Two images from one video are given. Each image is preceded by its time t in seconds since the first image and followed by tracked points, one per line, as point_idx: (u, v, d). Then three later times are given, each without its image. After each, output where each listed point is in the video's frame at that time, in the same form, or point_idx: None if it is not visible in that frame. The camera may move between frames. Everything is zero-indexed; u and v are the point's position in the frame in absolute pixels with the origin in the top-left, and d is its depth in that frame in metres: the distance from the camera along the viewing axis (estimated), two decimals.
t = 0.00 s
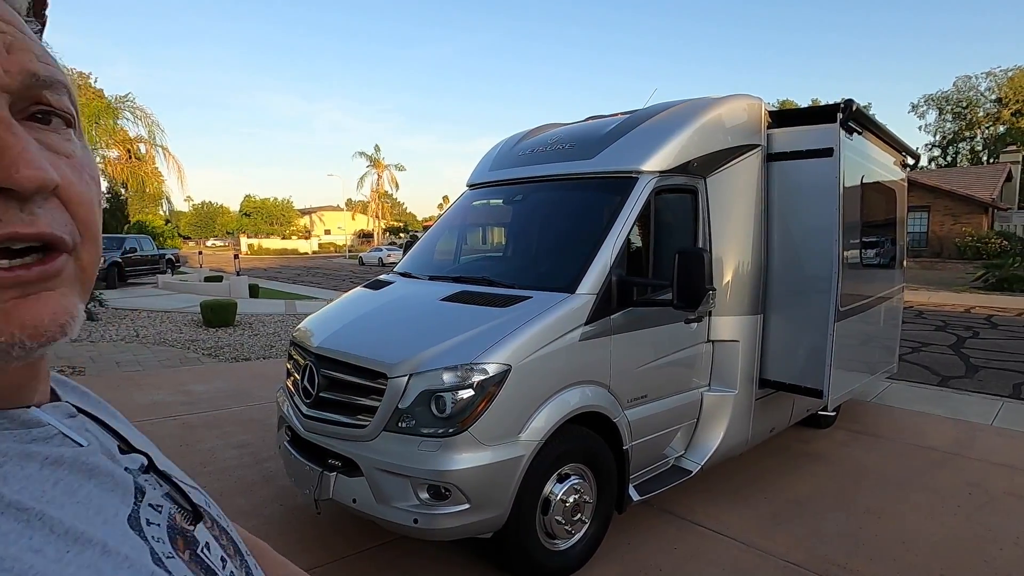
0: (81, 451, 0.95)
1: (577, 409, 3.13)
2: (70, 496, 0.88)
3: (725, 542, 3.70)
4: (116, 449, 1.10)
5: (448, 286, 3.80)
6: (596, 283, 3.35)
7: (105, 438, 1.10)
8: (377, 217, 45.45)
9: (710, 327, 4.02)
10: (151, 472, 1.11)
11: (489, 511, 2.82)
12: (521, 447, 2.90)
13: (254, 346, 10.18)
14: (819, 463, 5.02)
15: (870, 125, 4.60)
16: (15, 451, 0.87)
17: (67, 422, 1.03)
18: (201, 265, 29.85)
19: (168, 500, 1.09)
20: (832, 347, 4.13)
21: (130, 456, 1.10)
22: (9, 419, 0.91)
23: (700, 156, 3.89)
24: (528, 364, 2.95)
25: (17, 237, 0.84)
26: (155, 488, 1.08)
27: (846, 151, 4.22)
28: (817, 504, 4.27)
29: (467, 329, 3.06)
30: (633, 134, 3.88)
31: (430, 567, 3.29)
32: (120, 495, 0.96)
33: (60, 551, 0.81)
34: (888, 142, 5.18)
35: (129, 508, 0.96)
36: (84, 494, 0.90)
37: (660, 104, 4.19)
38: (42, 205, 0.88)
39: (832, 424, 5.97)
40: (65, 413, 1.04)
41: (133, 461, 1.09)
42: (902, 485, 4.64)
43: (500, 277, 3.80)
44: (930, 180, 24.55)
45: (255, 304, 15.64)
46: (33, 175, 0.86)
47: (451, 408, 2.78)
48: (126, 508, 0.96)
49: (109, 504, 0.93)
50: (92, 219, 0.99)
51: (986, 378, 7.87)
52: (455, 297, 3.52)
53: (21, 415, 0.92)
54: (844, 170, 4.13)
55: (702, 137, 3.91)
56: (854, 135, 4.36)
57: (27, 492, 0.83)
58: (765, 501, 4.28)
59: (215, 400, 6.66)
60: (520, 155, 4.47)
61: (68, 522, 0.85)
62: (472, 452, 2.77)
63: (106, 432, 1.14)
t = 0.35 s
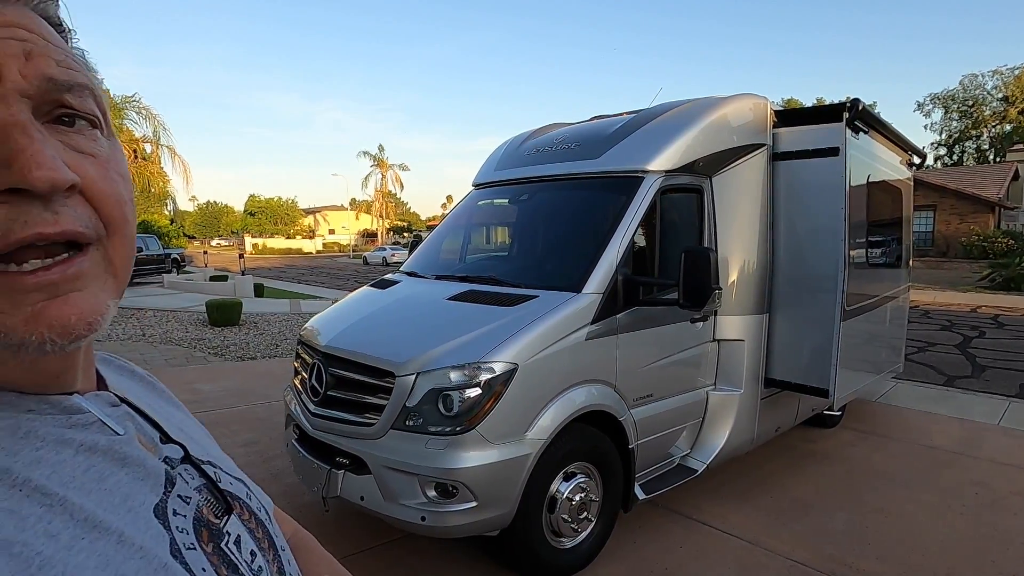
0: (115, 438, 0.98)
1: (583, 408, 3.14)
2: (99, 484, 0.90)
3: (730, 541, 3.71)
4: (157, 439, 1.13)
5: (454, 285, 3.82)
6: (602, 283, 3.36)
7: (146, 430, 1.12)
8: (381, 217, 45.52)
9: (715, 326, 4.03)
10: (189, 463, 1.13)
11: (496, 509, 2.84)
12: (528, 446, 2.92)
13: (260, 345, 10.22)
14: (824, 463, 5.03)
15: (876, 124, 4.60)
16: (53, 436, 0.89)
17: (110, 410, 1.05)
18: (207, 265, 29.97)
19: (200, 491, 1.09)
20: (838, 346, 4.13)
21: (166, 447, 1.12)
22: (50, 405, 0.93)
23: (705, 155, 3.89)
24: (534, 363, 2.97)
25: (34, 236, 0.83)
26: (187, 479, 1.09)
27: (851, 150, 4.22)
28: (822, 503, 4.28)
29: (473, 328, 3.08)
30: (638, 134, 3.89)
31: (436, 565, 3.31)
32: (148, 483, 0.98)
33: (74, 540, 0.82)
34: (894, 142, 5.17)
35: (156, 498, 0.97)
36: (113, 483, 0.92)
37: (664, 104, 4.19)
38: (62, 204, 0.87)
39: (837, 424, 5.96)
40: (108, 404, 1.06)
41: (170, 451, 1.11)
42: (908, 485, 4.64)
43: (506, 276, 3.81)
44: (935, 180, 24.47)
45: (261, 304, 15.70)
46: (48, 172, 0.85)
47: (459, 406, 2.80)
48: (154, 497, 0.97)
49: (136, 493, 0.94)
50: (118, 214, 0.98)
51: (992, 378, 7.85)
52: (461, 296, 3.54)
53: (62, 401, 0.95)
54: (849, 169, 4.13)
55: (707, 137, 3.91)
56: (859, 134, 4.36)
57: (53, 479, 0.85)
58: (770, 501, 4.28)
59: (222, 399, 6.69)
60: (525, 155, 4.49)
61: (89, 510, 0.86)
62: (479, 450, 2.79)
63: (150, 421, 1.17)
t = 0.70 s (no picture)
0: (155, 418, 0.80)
1: (590, 407, 3.15)
2: (157, 458, 0.73)
3: (739, 542, 3.70)
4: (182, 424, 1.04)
5: (461, 285, 3.83)
6: (609, 283, 3.37)
7: (178, 414, 1.12)
8: (387, 217, 45.62)
9: (723, 326, 4.02)
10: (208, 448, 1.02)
11: (503, 507, 2.85)
12: (535, 445, 2.93)
13: (267, 344, 10.30)
14: (831, 463, 5.01)
15: (884, 124, 4.58)
16: (110, 418, 0.72)
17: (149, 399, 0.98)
18: (214, 264, 30.14)
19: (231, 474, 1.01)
20: (846, 346, 4.12)
21: (192, 430, 1.05)
22: (106, 388, 0.74)
23: (712, 155, 3.89)
24: (541, 362, 2.98)
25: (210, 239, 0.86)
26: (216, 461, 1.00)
27: (859, 150, 4.21)
28: (830, 503, 4.27)
29: (480, 327, 3.09)
30: (645, 134, 3.89)
31: (444, 563, 3.33)
32: (193, 457, 0.81)
33: (151, 517, 0.68)
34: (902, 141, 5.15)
35: (201, 471, 0.81)
36: (167, 458, 0.75)
37: (671, 103, 4.19)
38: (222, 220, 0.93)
39: (845, 424, 5.95)
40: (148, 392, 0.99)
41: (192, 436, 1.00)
42: (917, 485, 4.62)
43: (512, 276, 3.82)
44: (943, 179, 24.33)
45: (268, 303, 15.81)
46: (220, 194, 0.90)
47: (466, 405, 2.81)
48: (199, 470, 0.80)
49: (188, 467, 0.77)
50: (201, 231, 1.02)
51: (999, 379, 7.81)
52: (469, 295, 3.55)
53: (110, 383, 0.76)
54: (858, 169, 4.12)
55: (714, 136, 3.91)
56: (867, 133, 4.34)
57: (122, 452, 0.70)
58: (778, 501, 4.27)
59: (230, 397, 6.75)
60: (532, 155, 4.49)
61: (156, 483, 0.71)
62: (486, 449, 2.80)
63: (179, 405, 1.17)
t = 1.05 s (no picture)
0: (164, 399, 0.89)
1: (592, 406, 3.14)
2: (191, 432, 0.85)
3: (741, 541, 3.69)
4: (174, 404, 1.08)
5: (463, 283, 3.83)
6: (611, 281, 3.36)
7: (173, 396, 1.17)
8: (390, 216, 45.60)
9: (726, 325, 4.01)
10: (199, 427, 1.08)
11: (506, 507, 2.84)
12: (537, 444, 2.92)
13: (270, 343, 10.30)
14: (835, 462, 4.99)
15: (889, 121, 4.55)
16: (151, 401, 0.83)
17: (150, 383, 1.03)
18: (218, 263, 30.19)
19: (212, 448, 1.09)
20: (849, 345, 4.10)
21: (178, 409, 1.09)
22: (137, 376, 0.86)
23: (715, 152, 3.87)
24: (544, 361, 2.97)
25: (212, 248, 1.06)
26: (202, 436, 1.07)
27: (864, 147, 4.18)
28: (833, 503, 4.25)
29: (482, 326, 3.08)
30: (647, 132, 3.88)
31: (445, 562, 3.32)
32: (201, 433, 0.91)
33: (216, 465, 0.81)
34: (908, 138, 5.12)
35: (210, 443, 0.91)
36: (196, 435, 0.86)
37: (674, 101, 4.18)
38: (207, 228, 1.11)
39: (849, 423, 5.92)
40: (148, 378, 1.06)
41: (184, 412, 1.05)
42: (921, 485, 4.60)
43: (515, 275, 3.81)
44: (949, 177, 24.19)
45: (272, 302, 15.79)
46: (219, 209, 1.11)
47: (468, 404, 2.80)
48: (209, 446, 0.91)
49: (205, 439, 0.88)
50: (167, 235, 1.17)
51: (1006, 378, 7.76)
52: (471, 294, 3.54)
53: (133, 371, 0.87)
54: (862, 166, 4.09)
55: (717, 134, 3.89)
56: (872, 131, 4.31)
57: (176, 427, 0.81)
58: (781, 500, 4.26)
59: (234, 396, 6.75)
60: (534, 153, 4.48)
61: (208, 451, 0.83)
62: (488, 448, 2.79)
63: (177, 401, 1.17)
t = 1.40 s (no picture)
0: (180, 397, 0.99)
1: (592, 406, 3.13)
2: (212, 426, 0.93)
3: (743, 541, 3.67)
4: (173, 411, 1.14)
5: (463, 283, 3.81)
6: (611, 280, 3.33)
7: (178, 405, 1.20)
8: (392, 215, 45.61)
9: (727, 324, 3.98)
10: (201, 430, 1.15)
11: (506, 507, 2.83)
12: (536, 444, 2.90)
13: (272, 342, 10.30)
14: (837, 461, 4.97)
15: (893, 118, 4.51)
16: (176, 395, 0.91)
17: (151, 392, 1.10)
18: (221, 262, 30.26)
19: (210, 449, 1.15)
20: (852, 344, 4.08)
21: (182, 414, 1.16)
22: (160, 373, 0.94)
23: (716, 150, 3.85)
24: (544, 361, 2.95)
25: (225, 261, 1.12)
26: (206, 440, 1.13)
27: (867, 145, 4.15)
28: (836, 502, 4.22)
29: (482, 325, 3.07)
30: (648, 130, 3.86)
31: (445, 562, 3.31)
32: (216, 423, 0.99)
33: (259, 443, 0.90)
34: (912, 135, 5.08)
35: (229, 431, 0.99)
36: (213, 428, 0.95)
37: (676, 98, 4.15)
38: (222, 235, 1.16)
39: (851, 422, 5.89)
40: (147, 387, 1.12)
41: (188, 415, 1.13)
42: (924, 484, 4.57)
43: (515, 274, 3.79)
44: (953, 174, 24.08)
45: (274, 301, 15.78)
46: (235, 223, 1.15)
47: (467, 404, 2.79)
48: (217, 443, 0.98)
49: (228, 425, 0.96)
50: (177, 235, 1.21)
51: (1011, 377, 7.71)
52: (470, 293, 3.53)
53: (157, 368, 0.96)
54: (865, 164, 4.06)
55: (718, 132, 3.86)
56: (875, 128, 4.28)
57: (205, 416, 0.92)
58: (783, 500, 4.24)
59: (235, 396, 6.74)
60: (535, 152, 4.46)
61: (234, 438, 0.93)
62: (488, 449, 2.78)
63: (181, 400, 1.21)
